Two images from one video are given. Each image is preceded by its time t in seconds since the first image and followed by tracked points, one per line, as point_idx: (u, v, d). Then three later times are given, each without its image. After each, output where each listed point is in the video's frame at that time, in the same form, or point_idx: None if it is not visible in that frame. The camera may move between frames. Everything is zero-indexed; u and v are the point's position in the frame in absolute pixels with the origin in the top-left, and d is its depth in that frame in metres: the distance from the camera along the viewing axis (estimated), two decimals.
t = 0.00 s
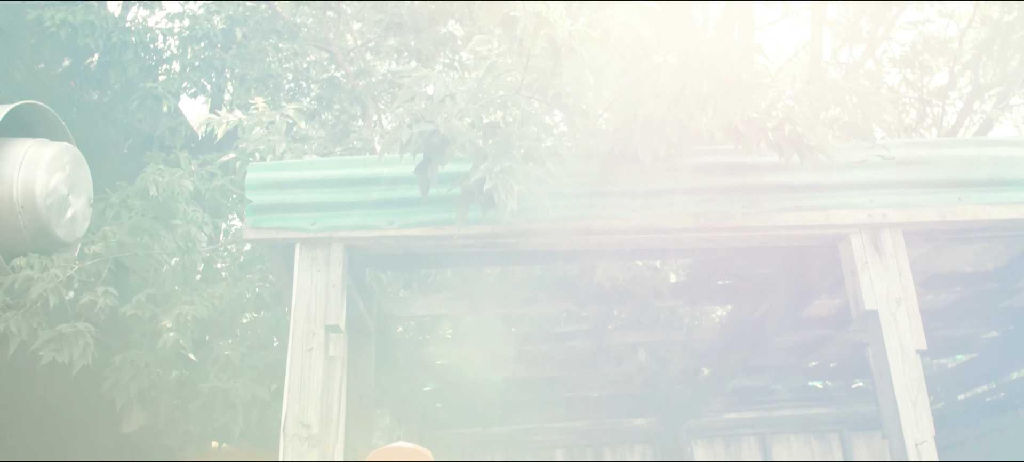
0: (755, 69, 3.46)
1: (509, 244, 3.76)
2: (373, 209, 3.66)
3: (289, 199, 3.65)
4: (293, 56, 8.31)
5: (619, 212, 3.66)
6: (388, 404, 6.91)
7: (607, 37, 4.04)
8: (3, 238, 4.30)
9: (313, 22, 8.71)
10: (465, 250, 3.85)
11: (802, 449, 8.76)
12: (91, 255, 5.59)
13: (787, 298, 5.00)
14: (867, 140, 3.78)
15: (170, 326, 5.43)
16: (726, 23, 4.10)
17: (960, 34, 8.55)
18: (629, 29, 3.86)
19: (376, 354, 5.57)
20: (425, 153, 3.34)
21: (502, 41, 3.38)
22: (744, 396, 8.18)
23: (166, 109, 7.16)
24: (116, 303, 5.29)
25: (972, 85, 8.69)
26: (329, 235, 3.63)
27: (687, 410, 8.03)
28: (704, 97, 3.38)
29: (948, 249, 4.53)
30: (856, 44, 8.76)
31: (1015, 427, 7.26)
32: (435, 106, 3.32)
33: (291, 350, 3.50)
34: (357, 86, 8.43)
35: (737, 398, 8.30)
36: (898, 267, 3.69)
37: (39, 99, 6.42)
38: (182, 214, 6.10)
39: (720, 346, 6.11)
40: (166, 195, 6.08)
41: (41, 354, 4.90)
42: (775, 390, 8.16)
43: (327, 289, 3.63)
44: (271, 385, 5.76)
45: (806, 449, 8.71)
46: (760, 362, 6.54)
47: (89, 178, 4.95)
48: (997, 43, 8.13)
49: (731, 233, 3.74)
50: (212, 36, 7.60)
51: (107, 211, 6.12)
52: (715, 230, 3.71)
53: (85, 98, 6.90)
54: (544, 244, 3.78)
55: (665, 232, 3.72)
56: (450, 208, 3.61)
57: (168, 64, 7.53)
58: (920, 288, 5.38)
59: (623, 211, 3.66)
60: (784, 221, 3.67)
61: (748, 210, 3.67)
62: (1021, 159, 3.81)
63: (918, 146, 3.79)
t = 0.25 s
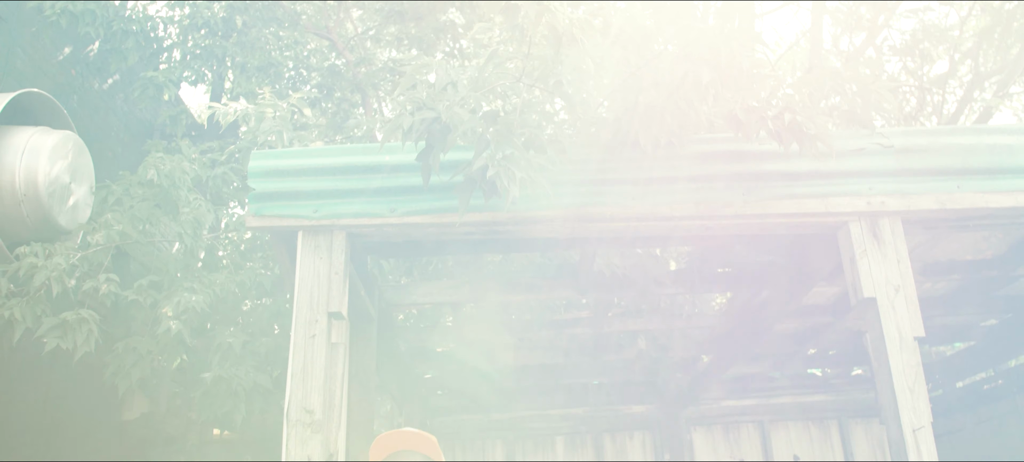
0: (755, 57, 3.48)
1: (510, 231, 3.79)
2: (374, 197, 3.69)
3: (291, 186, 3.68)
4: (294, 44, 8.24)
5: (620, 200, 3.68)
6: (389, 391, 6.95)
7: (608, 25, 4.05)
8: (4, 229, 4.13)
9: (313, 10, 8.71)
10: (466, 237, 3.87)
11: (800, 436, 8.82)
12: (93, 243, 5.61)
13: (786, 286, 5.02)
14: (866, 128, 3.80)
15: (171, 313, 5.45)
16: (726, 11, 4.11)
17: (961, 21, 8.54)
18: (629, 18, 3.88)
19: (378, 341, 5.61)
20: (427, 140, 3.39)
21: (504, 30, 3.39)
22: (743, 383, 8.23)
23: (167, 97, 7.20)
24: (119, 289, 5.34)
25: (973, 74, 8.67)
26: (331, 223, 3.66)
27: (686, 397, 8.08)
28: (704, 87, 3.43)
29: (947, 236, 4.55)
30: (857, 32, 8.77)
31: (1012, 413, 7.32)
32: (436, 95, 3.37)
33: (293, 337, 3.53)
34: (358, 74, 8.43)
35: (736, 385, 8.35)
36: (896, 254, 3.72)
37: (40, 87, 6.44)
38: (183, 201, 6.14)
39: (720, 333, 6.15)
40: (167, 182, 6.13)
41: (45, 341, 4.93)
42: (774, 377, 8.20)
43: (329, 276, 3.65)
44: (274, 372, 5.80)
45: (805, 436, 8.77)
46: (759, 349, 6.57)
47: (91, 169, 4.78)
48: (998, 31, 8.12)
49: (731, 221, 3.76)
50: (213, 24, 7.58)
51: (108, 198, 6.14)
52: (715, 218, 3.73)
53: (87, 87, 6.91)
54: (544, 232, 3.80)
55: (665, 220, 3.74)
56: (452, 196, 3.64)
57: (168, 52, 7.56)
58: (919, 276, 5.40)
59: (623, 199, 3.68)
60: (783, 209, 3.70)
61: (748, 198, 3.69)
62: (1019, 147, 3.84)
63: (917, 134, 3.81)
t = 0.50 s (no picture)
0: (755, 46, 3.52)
1: (511, 219, 3.81)
2: (376, 185, 3.71)
3: (294, 175, 3.70)
4: (295, 31, 8.14)
5: (621, 188, 3.71)
6: (390, 378, 7.00)
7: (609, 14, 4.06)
8: (5, 215, 4.06)
9: None
10: (467, 225, 3.90)
11: (799, 424, 8.87)
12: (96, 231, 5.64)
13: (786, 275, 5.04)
14: (866, 117, 3.82)
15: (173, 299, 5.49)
16: None
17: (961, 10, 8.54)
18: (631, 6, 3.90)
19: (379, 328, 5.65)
20: (430, 128, 3.43)
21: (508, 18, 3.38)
22: (743, 371, 8.28)
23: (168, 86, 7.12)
24: (122, 277, 5.37)
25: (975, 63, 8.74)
26: (333, 211, 3.69)
27: (686, 385, 8.13)
28: (708, 78, 3.44)
29: (946, 225, 4.58)
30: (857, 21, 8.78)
31: (1009, 402, 7.37)
32: (439, 82, 3.41)
33: (296, 323, 3.56)
34: (358, 63, 8.38)
35: (735, 373, 8.40)
36: (895, 242, 3.75)
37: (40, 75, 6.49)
38: (184, 190, 6.17)
39: (720, 322, 6.19)
40: (167, 171, 6.16)
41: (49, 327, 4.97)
42: (774, 365, 8.25)
43: (332, 263, 3.68)
44: (275, 359, 5.84)
45: (803, 423, 8.83)
46: (759, 337, 6.60)
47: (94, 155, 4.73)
48: (998, 19, 8.13)
49: (731, 209, 3.79)
50: (214, 12, 7.60)
51: (109, 187, 6.17)
52: (714, 206, 3.76)
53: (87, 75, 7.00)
54: (546, 220, 3.83)
55: (665, 208, 3.76)
56: (454, 183, 3.67)
57: (169, 41, 7.54)
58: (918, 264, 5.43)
59: (624, 187, 3.71)
60: (782, 198, 3.73)
61: (748, 186, 3.72)
62: (1019, 136, 3.86)
63: (916, 123, 3.83)
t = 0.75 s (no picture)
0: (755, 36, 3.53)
1: (513, 209, 3.84)
2: (378, 175, 3.74)
3: (296, 164, 3.73)
4: (296, 22, 8.11)
5: (621, 177, 3.73)
6: (392, 368, 7.04)
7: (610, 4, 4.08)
8: (7, 205, 4.05)
9: None
10: (469, 214, 3.92)
11: (799, 413, 8.92)
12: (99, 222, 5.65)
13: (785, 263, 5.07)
14: (865, 106, 3.84)
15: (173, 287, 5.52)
16: None
17: None
18: None
19: (381, 317, 5.69)
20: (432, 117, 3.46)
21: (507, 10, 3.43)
22: (743, 360, 8.32)
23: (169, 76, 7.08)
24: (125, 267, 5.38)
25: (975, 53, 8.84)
26: (335, 201, 3.71)
27: (686, 374, 8.18)
28: (706, 66, 3.47)
29: (945, 214, 4.60)
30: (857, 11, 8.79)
31: (1008, 390, 7.42)
32: (440, 72, 3.44)
33: (299, 312, 3.59)
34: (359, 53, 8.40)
35: (735, 362, 8.44)
36: (893, 231, 3.78)
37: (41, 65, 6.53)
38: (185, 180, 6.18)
39: (720, 311, 6.22)
40: (168, 161, 6.16)
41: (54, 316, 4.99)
42: (773, 355, 8.30)
43: (334, 252, 3.71)
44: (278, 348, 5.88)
45: (802, 412, 8.87)
46: (758, 326, 6.64)
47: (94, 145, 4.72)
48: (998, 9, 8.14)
49: (731, 198, 3.82)
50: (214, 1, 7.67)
51: (111, 178, 6.18)
52: (714, 195, 3.78)
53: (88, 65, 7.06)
54: (547, 210, 3.85)
55: (665, 197, 3.79)
56: (456, 173, 3.69)
57: (170, 31, 7.59)
58: (916, 254, 5.45)
59: (624, 176, 3.73)
60: (781, 187, 3.76)
61: (747, 175, 3.75)
62: (1018, 125, 3.89)
63: (915, 112, 3.86)
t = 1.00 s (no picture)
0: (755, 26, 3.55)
1: (514, 198, 3.87)
2: (381, 164, 3.76)
3: (299, 154, 3.75)
4: (297, 12, 8.19)
5: (622, 167, 3.76)
6: (393, 356, 7.08)
7: None
8: (12, 195, 4.04)
9: None
10: (470, 203, 3.94)
11: (798, 403, 8.96)
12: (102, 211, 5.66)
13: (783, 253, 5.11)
14: (865, 96, 3.86)
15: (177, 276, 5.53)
16: None
17: None
18: None
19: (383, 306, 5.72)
20: (434, 107, 3.48)
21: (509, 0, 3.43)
22: (742, 350, 8.36)
23: (171, 65, 7.11)
24: (128, 257, 5.40)
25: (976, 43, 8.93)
26: (338, 190, 3.74)
27: (686, 364, 8.22)
28: (707, 57, 3.52)
29: (945, 205, 4.63)
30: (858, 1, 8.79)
31: (1006, 381, 7.46)
32: (442, 62, 3.45)
33: (302, 300, 3.62)
34: (360, 42, 8.42)
35: (735, 352, 8.48)
36: (893, 221, 3.80)
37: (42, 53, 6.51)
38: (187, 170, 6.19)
39: (719, 300, 6.26)
40: (170, 151, 6.16)
41: (58, 306, 5.01)
42: (773, 345, 8.34)
43: (338, 240, 3.73)
44: (281, 337, 5.92)
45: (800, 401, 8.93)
46: (758, 316, 6.68)
47: (98, 135, 4.72)
48: None
49: (731, 188, 3.85)
50: None
51: (113, 168, 6.18)
52: (714, 185, 3.82)
53: (90, 54, 7.00)
54: (548, 199, 3.88)
55: (665, 186, 3.82)
56: (458, 163, 3.72)
57: (171, 20, 7.53)
58: (916, 244, 5.48)
59: (625, 166, 3.76)
60: (780, 177, 3.79)
61: (747, 165, 3.78)
62: (1018, 116, 3.90)
63: (914, 102, 3.88)
